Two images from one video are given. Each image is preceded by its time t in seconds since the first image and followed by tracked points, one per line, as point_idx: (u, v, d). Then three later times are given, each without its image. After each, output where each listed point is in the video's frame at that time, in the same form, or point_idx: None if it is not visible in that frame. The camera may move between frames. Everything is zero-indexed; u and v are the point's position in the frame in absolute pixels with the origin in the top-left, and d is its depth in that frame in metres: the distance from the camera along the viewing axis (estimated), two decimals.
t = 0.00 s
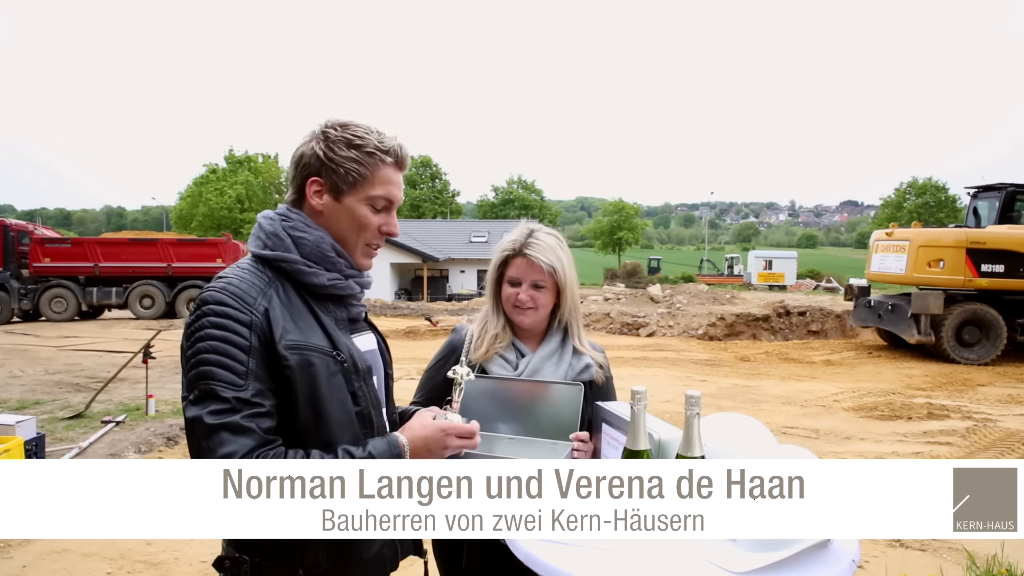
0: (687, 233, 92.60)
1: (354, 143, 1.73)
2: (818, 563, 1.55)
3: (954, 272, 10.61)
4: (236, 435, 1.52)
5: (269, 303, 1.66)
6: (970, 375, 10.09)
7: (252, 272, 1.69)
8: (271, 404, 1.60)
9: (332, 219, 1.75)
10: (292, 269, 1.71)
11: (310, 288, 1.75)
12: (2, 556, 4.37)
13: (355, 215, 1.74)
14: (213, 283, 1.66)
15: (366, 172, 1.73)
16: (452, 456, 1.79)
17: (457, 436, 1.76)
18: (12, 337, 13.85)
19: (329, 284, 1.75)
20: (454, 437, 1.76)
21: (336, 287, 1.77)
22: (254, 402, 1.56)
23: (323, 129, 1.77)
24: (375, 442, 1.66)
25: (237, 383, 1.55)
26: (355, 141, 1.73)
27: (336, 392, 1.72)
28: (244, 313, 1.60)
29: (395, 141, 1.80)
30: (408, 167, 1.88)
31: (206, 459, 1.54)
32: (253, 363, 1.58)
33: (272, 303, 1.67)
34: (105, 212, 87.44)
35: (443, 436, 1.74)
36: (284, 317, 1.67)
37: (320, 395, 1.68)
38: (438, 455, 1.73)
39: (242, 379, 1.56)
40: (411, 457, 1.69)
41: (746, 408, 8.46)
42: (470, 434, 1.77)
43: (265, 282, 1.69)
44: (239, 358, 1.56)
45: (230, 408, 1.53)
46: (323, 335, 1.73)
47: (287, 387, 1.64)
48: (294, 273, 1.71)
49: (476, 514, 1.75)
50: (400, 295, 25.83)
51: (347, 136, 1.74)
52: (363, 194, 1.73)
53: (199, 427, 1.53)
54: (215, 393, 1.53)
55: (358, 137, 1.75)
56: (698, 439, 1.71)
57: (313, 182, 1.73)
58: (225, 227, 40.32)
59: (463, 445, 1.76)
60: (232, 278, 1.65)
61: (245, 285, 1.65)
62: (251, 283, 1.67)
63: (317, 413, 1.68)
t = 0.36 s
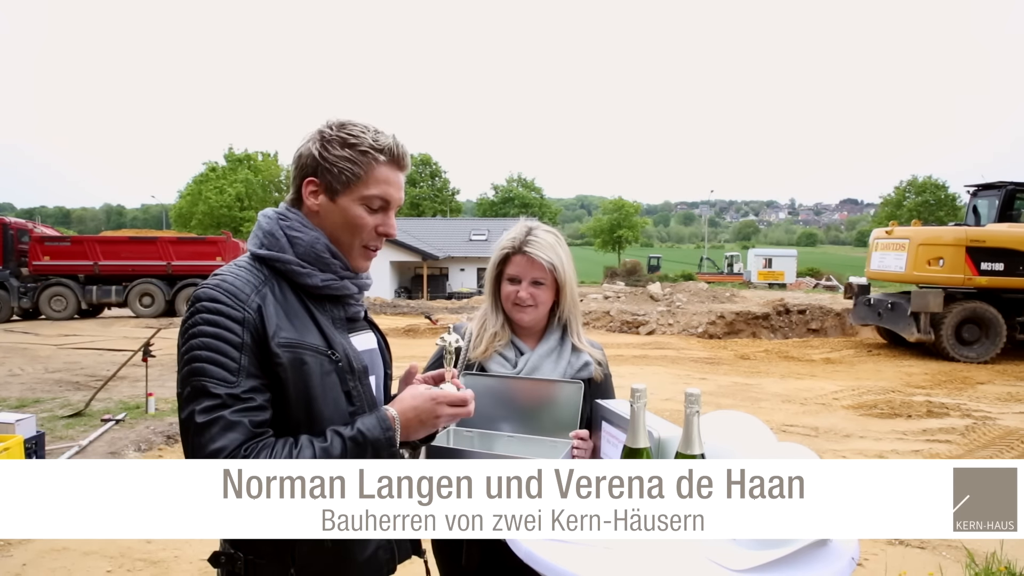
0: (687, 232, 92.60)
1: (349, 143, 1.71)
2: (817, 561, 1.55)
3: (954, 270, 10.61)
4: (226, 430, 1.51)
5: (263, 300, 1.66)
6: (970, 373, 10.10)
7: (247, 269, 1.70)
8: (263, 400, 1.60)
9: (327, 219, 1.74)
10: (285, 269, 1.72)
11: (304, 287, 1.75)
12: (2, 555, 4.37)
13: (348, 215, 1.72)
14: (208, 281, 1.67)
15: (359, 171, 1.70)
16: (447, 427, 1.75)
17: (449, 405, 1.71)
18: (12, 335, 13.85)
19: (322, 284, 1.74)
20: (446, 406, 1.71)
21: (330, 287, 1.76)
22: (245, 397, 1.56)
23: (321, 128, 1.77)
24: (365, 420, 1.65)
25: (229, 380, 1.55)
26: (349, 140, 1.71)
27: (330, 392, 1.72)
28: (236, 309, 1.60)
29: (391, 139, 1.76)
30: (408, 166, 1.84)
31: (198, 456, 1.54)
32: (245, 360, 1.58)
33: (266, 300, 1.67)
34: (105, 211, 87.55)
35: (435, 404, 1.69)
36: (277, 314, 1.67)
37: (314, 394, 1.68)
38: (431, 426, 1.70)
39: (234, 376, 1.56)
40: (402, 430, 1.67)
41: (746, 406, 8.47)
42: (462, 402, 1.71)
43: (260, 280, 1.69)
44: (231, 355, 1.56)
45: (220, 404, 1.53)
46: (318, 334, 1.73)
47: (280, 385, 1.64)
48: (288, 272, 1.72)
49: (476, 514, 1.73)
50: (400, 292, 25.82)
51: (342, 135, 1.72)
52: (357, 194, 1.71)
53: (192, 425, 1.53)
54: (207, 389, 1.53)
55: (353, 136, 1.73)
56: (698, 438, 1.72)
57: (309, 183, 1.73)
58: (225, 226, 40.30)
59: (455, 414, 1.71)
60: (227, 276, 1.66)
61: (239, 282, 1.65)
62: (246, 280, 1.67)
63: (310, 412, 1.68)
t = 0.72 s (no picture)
0: (687, 229, 92.61)
1: (303, 122, 1.75)
2: (815, 559, 1.57)
3: (953, 268, 10.62)
4: (225, 429, 1.51)
5: (261, 298, 1.66)
6: (969, 370, 10.11)
7: (244, 268, 1.69)
8: (262, 399, 1.59)
9: (297, 200, 1.76)
10: (278, 264, 1.71)
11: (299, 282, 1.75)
12: (2, 552, 4.38)
13: (310, 188, 1.73)
14: (208, 279, 1.66)
15: (313, 144, 1.73)
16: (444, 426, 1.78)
17: (446, 404, 1.73)
18: (12, 333, 13.86)
19: (313, 277, 1.73)
20: (442, 404, 1.74)
21: (318, 280, 1.74)
22: (244, 396, 1.55)
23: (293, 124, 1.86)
24: (363, 417, 1.65)
25: (228, 379, 1.54)
26: (305, 120, 1.77)
27: (329, 391, 1.72)
28: (235, 308, 1.60)
29: (344, 109, 1.78)
30: (371, 136, 1.82)
31: (196, 456, 1.53)
32: (244, 358, 1.57)
33: (263, 298, 1.66)
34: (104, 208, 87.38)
35: (432, 403, 1.72)
36: (275, 313, 1.67)
37: (313, 393, 1.68)
38: (428, 424, 1.73)
39: (233, 375, 1.55)
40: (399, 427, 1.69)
41: (746, 403, 8.49)
42: (459, 402, 1.74)
43: (258, 279, 1.69)
44: (230, 354, 1.56)
45: (219, 402, 1.52)
46: (316, 332, 1.73)
47: (278, 384, 1.64)
48: (279, 268, 1.71)
49: (476, 514, 1.75)
50: (400, 289, 25.83)
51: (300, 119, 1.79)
52: (315, 166, 1.74)
53: (191, 424, 1.52)
54: (206, 388, 1.52)
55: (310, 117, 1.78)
56: (697, 435, 1.72)
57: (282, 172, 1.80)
58: (225, 223, 40.26)
59: (452, 413, 1.73)
60: (226, 274, 1.66)
61: (237, 281, 1.65)
62: (244, 278, 1.66)
63: (309, 411, 1.68)
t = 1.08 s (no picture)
0: (687, 221, 92.54)
1: (290, 115, 1.68)
2: (815, 550, 1.61)
3: (953, 260, 10.62)
4: (217, 419, 1.48)
5: (253, 289, 1.63)
6: (968, 363, 10.14)
7: (238, 260, 1.67)
8: (255, 390, 1.56)
9: (288, 195, 1.73)
10: (267, 257, 1.69)
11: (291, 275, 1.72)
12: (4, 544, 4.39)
13: (297, 184, 1.69)
14: (201, 271, 1.65)
15: (300, 139, 1.67)
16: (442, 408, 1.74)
17: (441, 385, 1.70)
18: (12, 325, 13.87)
19: (300, 269, 1.70)
20: (437, 385, 1.70)
21: (311, 272, 1.71)
22: (237, 386, 1.52)
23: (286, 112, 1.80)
24: (356, 402, 1.60)
25: (220, 369, 1.51)
26: (293, 113, 1.70)
27: (323, 383, 1.68)
28: (227, 300, 1.57)
29: (332, 100, 1.70)
30: (361, 126, 1.74)
31: (189, 448, 1.50)
32: (236, 349, 1.55)
33: (256, 290, 1.64)
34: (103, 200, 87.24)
35: (427, 384, 1.68)
36: (269, 304, 1.64)
37: (306, 384, 1.64)
38: (425, 406, 1.68)
39: (226, 366, 1.53)
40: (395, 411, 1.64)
41: (745, 395, 8.52)
42: (454, 381, 1.70)
43: (252, 271, 1.67)
44: (223, 345, 1.53)
45: (211, 393, 1.49)
46: (310, 324, 1.70)
47: (272, 376, 1.61)
48: (270, 261, 1.69)
49: (476, 514, 1.76)
50: (400, 282, 25.84)
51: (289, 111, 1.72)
52: (302, 163, 1.68)
53: (184, 416, 1.49)
54: (198, 379, 1.50)
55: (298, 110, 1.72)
56: (697, 425, 1.75)
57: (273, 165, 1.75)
58: (224, 216, 40.16)
59: (448, 394, 1.69)
60: (218, 266, 1.64)
61: (230, 273, 1.63)
62: (237, 271, 1.64)
63: (303, 403, 1.64)
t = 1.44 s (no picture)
0: (687, 212, 92.45)
1: (289, 107, 1.65)
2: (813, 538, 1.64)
3: (953, 251, 10.62)
4: (217, 412, 1.47)
5: (252, 281, 1.61)
6: (967, 353, 10.17)
7: (236, 250, 1.66)
8: (255, 382, 1.56)
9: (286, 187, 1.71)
10: (265, 250, 1.68)
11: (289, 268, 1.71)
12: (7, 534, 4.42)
13: (296, 178, 1.67)
14: (198, 262, 1.63)
15: (298, 132, 1.64)
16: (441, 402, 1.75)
17: (442, 380, 1.69)
18: (12, 316, 13.87)
19: (298, 263, 1.69)
20: (438, 380, 1.69)
21: (310, 265, 1.71)
22: (237, 378, 1.51)
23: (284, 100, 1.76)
24: (356, 395, 1.60)
25: (219, 362, 1.50)
26: (292, 105, 1.67)
27: (322, 374, 1.68)
28: (226, 291, 1.56)
29: (331, 92, 1.67)
30: (360, 118, 1.71)
31: (188, 440, 1.49)
32: (236, 342, 1.54)
33: (255, 282, 1.62)
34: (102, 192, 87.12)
35: (428, 379, 1.67)
36: (268, 296, 1.63)
37: (305, 376, 1.64)
38: (424, 401, 1.67)
39: (225, 358, 1.51)
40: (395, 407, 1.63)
41: (744, 385, 8.56)
42: (456, 377, 1.69)
43: (250, 262, 1.65)
44: (222, 338, 1.52)
45: (211, 385, 1.48)
46: (309, 316, 1.70)
47: (270, 367, 1.60)
48: (269, 253, 1.67)
49: (476, 514, 1.77)
50: (400, 272, 25.84)
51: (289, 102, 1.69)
52: (301, 157, 1.66)
53: (182, 408, 1.48)
54: (197, 371, 1.48)
55: (297, 100, 1.68)
56: (696, 414, 1.78)
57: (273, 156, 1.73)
58: (224, 206, 40.01)
59: (448, 390, 1.69)
60: (216, 257, 1.62)
61: (228, 264, 1.61)
62: (235, 262, 1.63)
63: (303, 395, 1.64)
